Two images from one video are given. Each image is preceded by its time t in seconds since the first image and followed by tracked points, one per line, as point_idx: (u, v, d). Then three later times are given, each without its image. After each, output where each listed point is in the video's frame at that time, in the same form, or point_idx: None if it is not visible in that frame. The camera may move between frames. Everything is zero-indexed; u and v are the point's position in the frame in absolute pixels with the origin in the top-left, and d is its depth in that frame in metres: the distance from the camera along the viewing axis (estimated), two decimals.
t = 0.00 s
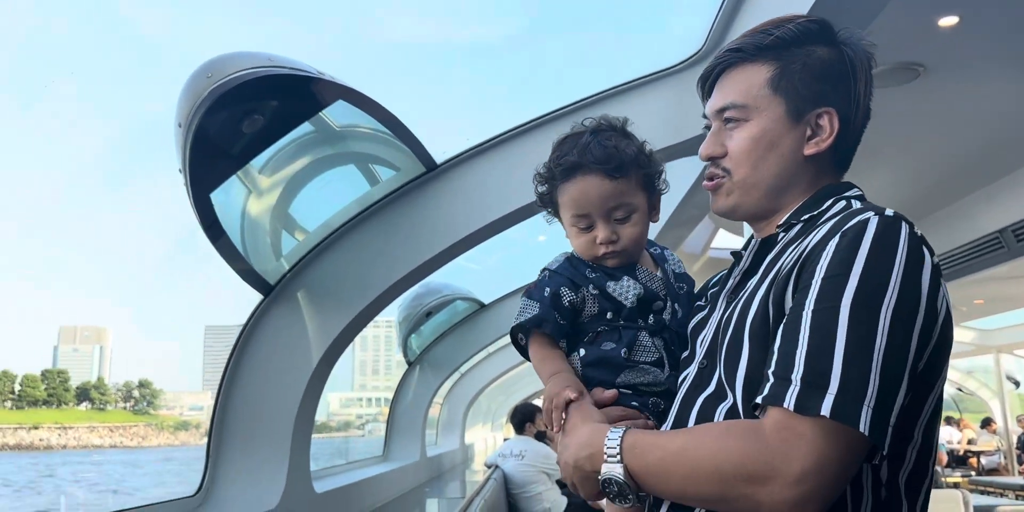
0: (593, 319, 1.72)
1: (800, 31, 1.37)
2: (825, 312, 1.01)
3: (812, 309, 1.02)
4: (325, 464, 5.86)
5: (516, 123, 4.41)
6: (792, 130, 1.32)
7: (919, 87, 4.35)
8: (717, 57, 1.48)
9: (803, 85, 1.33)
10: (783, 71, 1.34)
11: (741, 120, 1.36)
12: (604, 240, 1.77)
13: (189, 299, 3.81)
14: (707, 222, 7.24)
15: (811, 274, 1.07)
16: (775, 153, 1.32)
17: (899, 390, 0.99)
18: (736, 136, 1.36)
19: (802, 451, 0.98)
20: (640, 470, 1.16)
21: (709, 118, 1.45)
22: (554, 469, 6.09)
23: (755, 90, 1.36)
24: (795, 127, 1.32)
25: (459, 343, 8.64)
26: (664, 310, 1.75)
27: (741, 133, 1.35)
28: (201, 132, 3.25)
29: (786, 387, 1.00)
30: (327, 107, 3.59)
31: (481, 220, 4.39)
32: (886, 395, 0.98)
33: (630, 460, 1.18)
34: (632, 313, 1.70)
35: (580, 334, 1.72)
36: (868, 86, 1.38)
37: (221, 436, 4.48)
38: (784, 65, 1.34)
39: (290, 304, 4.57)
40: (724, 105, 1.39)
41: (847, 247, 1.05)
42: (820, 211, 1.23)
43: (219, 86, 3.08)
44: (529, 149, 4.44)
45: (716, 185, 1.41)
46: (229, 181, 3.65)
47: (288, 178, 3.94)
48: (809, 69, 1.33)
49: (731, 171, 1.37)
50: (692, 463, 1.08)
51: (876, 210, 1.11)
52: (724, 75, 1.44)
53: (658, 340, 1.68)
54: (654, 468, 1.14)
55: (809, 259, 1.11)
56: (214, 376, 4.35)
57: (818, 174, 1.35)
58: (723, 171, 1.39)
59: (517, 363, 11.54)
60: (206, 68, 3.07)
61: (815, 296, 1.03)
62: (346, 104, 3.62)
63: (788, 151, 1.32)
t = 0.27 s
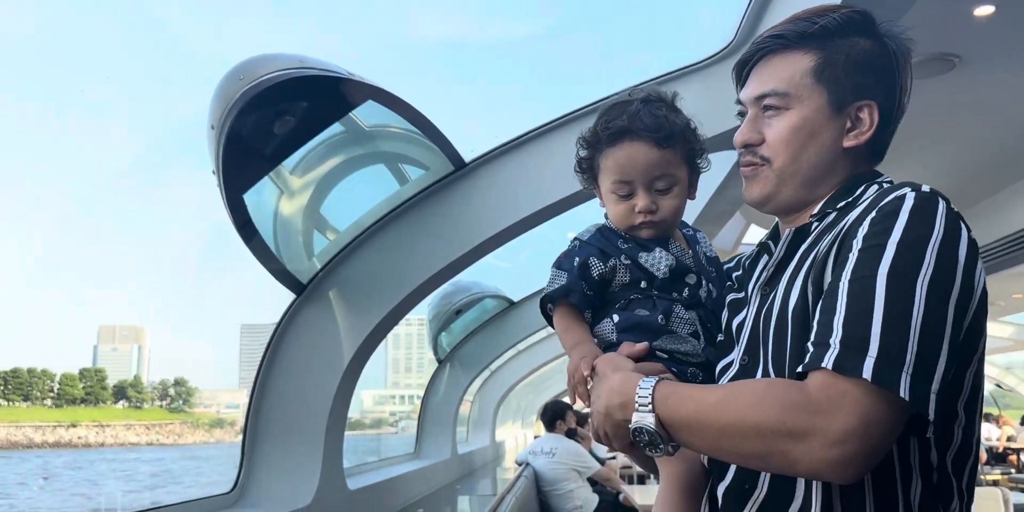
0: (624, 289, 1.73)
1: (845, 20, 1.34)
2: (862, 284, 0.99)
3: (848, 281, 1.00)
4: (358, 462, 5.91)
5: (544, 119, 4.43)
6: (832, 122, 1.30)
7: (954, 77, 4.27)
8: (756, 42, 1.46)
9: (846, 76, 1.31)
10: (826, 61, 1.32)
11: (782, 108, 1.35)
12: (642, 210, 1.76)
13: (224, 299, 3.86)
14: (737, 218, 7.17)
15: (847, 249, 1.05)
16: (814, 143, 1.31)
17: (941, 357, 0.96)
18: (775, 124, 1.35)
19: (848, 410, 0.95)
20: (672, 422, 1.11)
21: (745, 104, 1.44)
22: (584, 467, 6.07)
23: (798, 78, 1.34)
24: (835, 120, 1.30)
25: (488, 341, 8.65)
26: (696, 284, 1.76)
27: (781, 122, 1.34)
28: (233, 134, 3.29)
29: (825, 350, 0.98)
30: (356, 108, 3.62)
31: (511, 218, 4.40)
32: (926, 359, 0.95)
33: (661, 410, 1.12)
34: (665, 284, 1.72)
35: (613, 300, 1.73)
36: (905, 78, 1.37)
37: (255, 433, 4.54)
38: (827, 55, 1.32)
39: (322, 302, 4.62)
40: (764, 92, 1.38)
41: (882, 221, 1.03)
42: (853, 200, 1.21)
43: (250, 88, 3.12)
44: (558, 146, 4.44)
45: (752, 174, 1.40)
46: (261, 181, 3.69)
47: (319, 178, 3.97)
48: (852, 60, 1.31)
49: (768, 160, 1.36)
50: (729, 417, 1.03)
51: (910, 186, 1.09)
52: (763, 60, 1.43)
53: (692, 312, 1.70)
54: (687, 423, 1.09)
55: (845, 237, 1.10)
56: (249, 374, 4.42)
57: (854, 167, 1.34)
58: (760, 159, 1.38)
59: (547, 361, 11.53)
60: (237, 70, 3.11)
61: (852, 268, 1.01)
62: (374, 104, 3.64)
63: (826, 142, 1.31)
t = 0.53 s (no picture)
0: (697, 263, 1.50)
1: (897, 13, 1.32)
2: (932, 267, 0.97)
3: (918, 265, 0.98)
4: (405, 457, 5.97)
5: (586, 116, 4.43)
6: (886, 115, 1.29)
7: (1012, 64, 4.13)
8: (806, 32, 1.44)
9: (899, 70, 1.29)
10: (880, 53, 1.30)
11: (836, 101, 1.32)
12: (699, 173, 1.59)
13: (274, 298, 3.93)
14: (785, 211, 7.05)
15: (912, 235, 1.04)
16: (868, 137, 1.30)
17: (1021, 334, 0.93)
18: (827, 119, 1.32)
19: (945, 387, 0.90)
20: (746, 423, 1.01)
21: (794, 98, 1.42)
22: (630, 463, 6.04)
23: (850, 71, 1.31)
24: (888, 114, 1.28)
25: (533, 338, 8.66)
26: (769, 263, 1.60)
27: (835, 116, 1.31)
28: (281, 136, 3.35)
29: (905, 331, 0.95)
30: (400, 108, 3.66)
31: (554, 214, 4.41)
32: (1006, 337, 0.92)
33: (732, 415, 1.03)
34: (743, 258, 1.53)
35: (687, 276, 1.49)
36: (960, 69, 1.35)
37: (305, 430, 4.61)
38: (882, 47, 1.30)
39: (369, 301, 4.67)
40: (816, 84, 1.35)
41: (946, 206, 1.02)
42: (908, 185, 1.20)
43: (297, 91, 3.20)
44: (601, 141, 4.43)
45: (802, 168, 1.39)
46: (308, 183, 3.74)
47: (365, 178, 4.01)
48: (906, 55, 1.29)
49: (821, 152, 1.34)
50: (808, 415, 0.95)
51: (970, 171, 1.08)
52: (815, 50, 1.40)
53: (775, 290, 1.51)
54: (761, 427, 1.00)
55: (906, 226, 1.09)
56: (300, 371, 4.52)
57: (909, 158, 1.33)
58: (813, 152, 1.36)
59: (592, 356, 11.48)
60: (284, 74, 3.19)
61: (920, 254, 0.99)
62: (417, 104, 3.68)
63: (880, 136, 1.30)
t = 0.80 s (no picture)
0: (802, 271, 1.46)
1: None
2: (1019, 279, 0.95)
3: (1009, 276, 0.96)
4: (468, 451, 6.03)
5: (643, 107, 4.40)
6: (999, 92, 1.27)
7: None
8: (916, 6, 1.42)
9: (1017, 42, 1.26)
10: (995, 26, 1.27)
11: (945, 74, 1.31)
12: (786, 182, 1.52)
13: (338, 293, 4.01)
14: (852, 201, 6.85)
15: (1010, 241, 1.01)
16: (978, 113, 1.28)
17: None
18: (937, 92, 1.32)
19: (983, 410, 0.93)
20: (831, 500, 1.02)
21: (896, 72, 1.40)
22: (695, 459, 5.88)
23: (962, 44, 1.29)
24: (1001, 90, 1.27)
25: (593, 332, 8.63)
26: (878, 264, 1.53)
27: (944, 90, 1.31)
28: (344, 136, 3.46)
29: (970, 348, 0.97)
30: (458, 106, 3.70)
31: (614, 207, 4.38)
32: None
33: None
34: (851, 261, 1.48)
35: (789, 290, 1.45)
36: None
37: (372, 424, 4.66)
38: (996, 20, 1.27)
39: (430, 296, 4.74)
40: (925, 56, 1.33)
41: None
42: (1008, 180, 1.18)
43: (357, 93, 3.30)
44: (661, 132, 4.37)
45: (903, 143, 1.38)
46: (370, 181, 3.82)
47: (424, 177, 4.05)
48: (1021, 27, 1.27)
49: (926, 128, 1.34)
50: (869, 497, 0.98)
51: None
52: (926, 21, 1.38)
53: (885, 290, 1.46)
54: None
55: (1009, 227, 1.04)
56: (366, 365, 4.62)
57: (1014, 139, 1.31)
58: (916, 127, 1.35)
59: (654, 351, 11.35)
60: (345, 75, 3.30)
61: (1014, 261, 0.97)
62: (475, 102, 3.72)
63: (989, 115, 1.28)
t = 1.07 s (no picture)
0: (944, 225, 1.17)
1: None
2: None
3: None
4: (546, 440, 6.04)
5: (721, 91, 4.24)
6: None
7: None
8: None
9: None
10: None
11: None
12: (938, 120, 1.17)
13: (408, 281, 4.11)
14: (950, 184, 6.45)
15: None
16: None
17: None
18: None
19: (1001, 414, 0.84)
20: (861, 482, 1.02)
21: None
22: (779, 450, 5.65)
23: None
24: None
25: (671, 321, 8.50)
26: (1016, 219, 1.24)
27: None
28: (418, 131, 3.45)
29: None
30: (530, 96, 3.62)
31: (690, 194, 4.28)
32: None
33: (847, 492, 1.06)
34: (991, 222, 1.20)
35: (929, 245, 1.16)
36: None
37: (451, 412, 4.73)
38: None
39: (506, 286, 4.76)
40: None
41: None
42: None
43: (431, 87, 3.26)
44: (739, 117, 4.20)
45: None
46: (445, 172, 3.82)
47: (497, 167, 4.01)
48: None
49: None
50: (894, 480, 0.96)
51: None
52: None
53: None
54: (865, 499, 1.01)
55: None
56: (444, 355, 4.69)
57: None
58: None
59: (736, 340, 11.09)
60: (419, 70, 3.27)
61: None
62: (547, 90, 3.61)
63: None
